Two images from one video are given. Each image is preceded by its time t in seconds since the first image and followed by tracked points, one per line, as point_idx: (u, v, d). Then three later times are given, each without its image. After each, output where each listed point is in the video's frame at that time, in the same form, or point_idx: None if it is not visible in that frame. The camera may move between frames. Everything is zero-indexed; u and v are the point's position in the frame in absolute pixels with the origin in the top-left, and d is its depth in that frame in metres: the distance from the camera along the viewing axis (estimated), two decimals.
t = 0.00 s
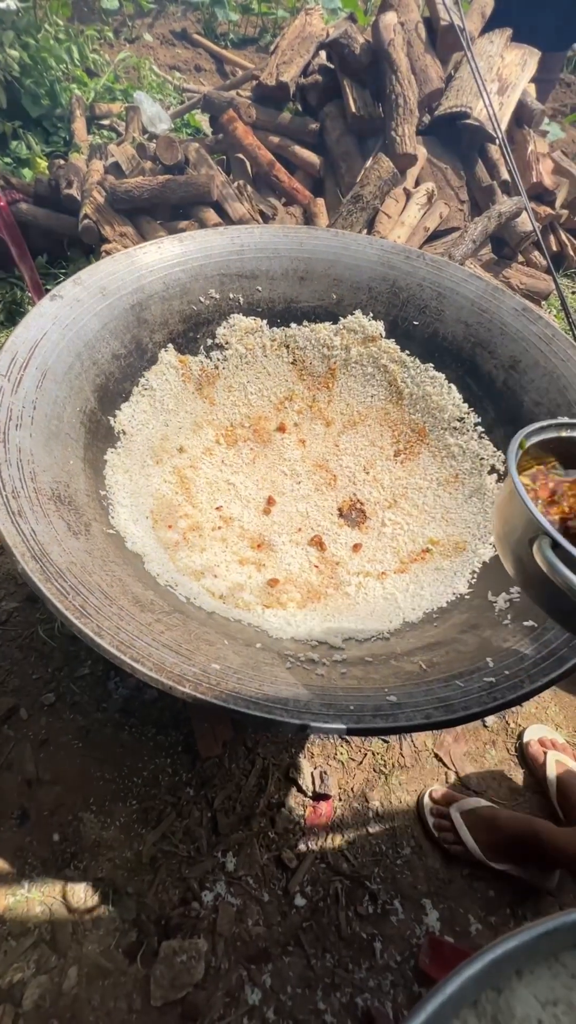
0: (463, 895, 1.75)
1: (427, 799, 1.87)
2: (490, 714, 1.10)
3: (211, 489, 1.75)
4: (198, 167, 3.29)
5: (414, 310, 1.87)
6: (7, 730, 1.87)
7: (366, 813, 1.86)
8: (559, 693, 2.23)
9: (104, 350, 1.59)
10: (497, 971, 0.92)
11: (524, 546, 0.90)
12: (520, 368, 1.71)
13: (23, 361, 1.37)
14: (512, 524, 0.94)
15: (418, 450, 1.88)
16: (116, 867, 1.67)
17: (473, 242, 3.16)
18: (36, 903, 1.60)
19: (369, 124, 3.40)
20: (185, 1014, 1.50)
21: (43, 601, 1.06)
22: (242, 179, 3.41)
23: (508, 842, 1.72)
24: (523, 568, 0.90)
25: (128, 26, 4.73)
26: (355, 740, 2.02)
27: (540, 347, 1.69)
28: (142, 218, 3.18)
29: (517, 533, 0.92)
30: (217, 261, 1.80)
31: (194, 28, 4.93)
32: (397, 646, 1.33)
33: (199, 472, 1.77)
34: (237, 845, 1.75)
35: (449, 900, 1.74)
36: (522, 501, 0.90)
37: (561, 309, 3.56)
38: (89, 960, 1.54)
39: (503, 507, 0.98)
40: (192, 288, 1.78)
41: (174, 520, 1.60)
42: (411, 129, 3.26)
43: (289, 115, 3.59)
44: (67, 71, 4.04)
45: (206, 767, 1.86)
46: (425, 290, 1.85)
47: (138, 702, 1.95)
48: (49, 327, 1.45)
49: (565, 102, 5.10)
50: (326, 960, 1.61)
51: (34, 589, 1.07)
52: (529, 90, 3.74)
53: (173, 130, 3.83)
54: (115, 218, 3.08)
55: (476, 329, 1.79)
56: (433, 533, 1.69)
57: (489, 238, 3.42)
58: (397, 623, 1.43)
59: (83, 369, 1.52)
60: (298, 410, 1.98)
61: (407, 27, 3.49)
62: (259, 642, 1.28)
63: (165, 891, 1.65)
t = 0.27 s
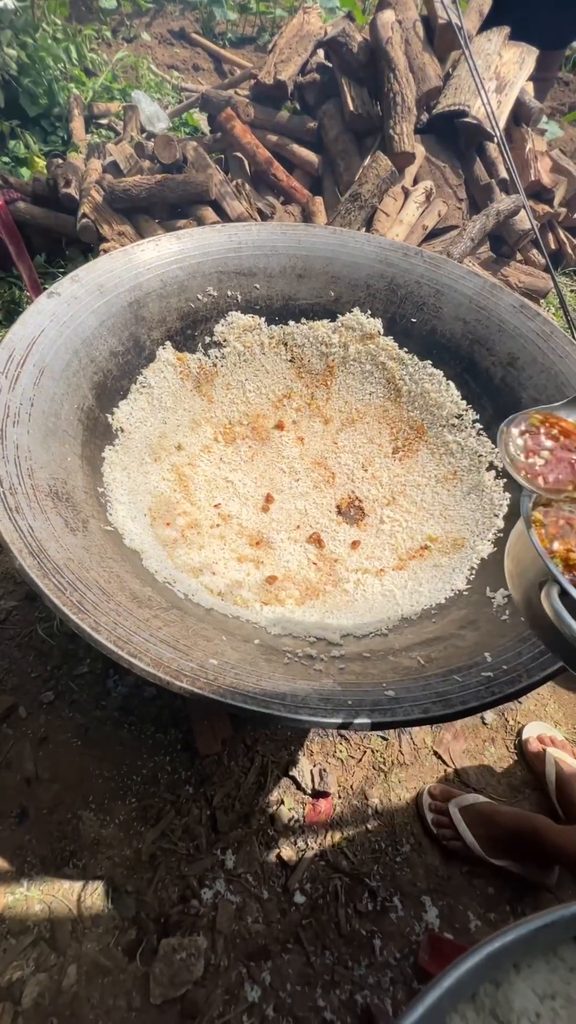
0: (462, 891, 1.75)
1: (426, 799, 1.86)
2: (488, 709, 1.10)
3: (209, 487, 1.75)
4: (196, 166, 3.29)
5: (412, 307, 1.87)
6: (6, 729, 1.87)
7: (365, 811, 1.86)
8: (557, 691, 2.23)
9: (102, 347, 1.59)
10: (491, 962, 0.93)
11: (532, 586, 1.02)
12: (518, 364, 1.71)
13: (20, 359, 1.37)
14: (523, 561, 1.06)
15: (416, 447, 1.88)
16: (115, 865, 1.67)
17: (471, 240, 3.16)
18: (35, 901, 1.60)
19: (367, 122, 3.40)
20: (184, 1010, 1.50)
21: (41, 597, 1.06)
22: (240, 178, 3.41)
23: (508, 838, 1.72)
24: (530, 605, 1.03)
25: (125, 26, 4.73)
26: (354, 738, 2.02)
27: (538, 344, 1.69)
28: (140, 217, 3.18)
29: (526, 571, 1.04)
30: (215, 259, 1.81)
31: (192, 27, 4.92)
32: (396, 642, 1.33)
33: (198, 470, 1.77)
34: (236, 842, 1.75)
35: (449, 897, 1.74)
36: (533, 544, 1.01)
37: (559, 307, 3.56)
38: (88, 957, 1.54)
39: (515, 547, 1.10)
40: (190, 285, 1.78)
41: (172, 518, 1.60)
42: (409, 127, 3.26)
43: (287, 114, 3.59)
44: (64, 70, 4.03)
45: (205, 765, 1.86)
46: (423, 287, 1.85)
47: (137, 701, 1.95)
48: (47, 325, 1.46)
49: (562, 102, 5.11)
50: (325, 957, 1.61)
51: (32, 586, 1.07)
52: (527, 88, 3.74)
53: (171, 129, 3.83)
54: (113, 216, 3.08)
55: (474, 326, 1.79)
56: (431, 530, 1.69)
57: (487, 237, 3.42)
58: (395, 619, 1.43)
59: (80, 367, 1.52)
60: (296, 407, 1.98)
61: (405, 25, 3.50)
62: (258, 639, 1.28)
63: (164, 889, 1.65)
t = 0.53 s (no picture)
0: (462, 890, 1.75)
1: (426, 797, 1.86)
2: (488, 707, 1.10)
3: (209, 486, 1.75)
4: (194, 166, 3.29)
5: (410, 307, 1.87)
6: (6, 729, 1.86)
7: (365, 810, 1.86)
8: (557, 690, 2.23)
9: (101, 347, 1.59)
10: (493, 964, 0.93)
11: (544, 611, 1.01)
12: (517, 364, 1.71)
13: (18, 359, 1.37)
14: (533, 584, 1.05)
15: (415, 446, 1.88)
16: (116, 865, 1.67)
17: (470, 240, 3.17)
18: (35, 901, 1.60)
19: (365, 122, 3.40)
20: (185, 1010, 1.50)
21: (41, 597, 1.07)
22: (239, 178, 3.41)
23: (508, 836, 1.72)
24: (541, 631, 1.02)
25: (123, 26, 4.73)
26: (354, 737, 2.01)
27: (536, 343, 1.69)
28: (138, 217, 3.18)
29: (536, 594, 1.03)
30: (213, 259, 1.81)
31: (191, 28, 4.93)
32: (395, 641, 1.33)
33: (197, 470, 1.76)
34: (237, 842, 1.75)
35: (449, 895, 1.74)
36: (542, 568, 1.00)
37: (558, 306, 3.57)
38: (89, 957, 1.54)
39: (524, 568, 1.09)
40: (189, 285, 1.78)
41: (171, 518, 1.60)
42: (407, 127, 3.26)
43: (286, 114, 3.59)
44: (62, 71, 4.03)
45: (205, 764, 1.85)
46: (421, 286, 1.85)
47: (137, 701, 1.94)
48: (45, 324, 1.46)
49: (560, 102, 5.11)
50: (325, 956, 1.61)
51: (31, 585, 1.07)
52: (525, 88, 3.74)
53: (169, 129, 3.83)
54: (111, 216, 3.08)
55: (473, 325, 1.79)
56: (431, 529, 1.68)
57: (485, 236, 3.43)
58: (395, 618, 1.43)
59: (79, 366, 1.52)
60: (295, 407, 1.98)
61: (403, 25, 3.50)
62: (257, 638, 1.27)
63: (165, 888, 1.65)
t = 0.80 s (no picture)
0: (462, 890, 1.75)
1: (425, 798, 1.85)
2: (487, 708, 1.10)
3: (207, 488, 1.75)
4: (192, 167, 3.29)
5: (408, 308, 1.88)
6: (5, 731, 1.86)
7: (365, 811, 1.86)
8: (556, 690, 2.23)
9: (100, 349, 1.59)
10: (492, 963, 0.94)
11: (537, 629, 0.99)
12: (515, 364, 1.72)
13: (17, 361, 1.37)
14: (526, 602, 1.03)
15: (414, 447, 1.88)
16: (115, 867, 1.67)
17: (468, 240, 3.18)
18: (35, 904, 1.60)
19: (363, 123, 3.40)
20: (185, 1011, 1.50)
21: (40, 599, 1.07)
22: (237, 179, 3.41)
23: (508, 836, 1.72)
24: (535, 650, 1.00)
25: (121, 27, 4.73)
26: (354, 738, 2.02)
27: (534, 344, 1.70)
28: (137, 218, 3.18)
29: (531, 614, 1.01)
30: (212, 260, 1.81)
31: (188, 29, 4.93)
32: (394, 642, 1.33)
33: (196, 471, 1.77)
34: (236, 843, 1.75)
35: (449, 896, 1.74)
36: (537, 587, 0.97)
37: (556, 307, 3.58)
38: (89, 959, 1.54)
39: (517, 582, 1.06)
40: (187, 287, 1.78)
41: (170, 519, 1.60)
42: (405, 128, 3.26)
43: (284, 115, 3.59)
44: (60, 72, 4.04)
45: (205, 765, 1.85)
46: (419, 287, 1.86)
47: (136, 702, 1.94)
48: (44, 326, 1.46)
49: (558, 102, 5.12)
50: (325, 957, 1.61)
51: (30, 588, 1.07)
52: (522, 88, 3.75)
53: (167, 130, 3.83)
54: (110, 217, 3.08)
55: (471, 326, 1.80)
56: (429, 530, 1.68)
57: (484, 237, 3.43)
58: (394, 619, 1.43)
59: (78, 368, 1.52)
60: (293, 408, 1.98)
61: (400, 26, 3.51)
62: (256, 639, 1.28)
63: (165, 889, 1.65)
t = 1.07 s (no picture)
0: (463, 891, 1.75)
1: (425, 799, 1.85)
2: (487, 708, 1.10)
3: (207, 489, 1.75)
4: (190, 168, 3.29)
5: (407, 308, 1.88)
6: (5, 733, 1.86)
7: (366, 812, 1.86)
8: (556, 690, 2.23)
9: (99, 350, 1.59)
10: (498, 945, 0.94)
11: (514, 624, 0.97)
12: (514, 365, 1.71)
13: (16, 362, 1.37)
14: (503, 601, 1.00)
15: (413, 447, 1.88)
16: (116, 868, 1.66)
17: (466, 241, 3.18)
18: (35, 906, 1.60)
19: (361, 123, 3.40)
20: (186, 1013, 1.50)
21: (39, 601, 1.07)
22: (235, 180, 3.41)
23: (509, 836, 1.72)
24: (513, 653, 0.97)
25: (119, 28, 4.74)
26: (354, 738, 2.01)
27: (533, 344, 1.70)
28: (136, 219, 3.17)
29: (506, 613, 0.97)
30: (210, 261, 1.81)
31: (186, 30, 4.93)
32: (394, 642, 1.33)
33: (195, 472, 1.76)
34: (237, 844, 1.75)
35: (450, 896, 1.73)
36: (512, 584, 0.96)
37: (555, 307, 3.58)
38: (89, 961, 1.53)
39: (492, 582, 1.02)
40: (186, 287, 1.78)
41: (169, 520, 1.59)
42: (404, 129, 3.27)
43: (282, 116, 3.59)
44: (58, 74, 4.04)
45: (206, 766, 1.85)
46: (418, 288, 1.86)
47: (136, 703, 1.94)
48: (43, 328, 1.46)
49: (556, 103, 5.12)
50: (326, 958, 1.61)
51: (30, 589, 1.07)
52: (520, 89, 3.75)
53: (166, 131, 3.83)
54: (108, 218, 3.08)
55: (470, 326, 1.80)
56: (429, 530, 1.68)
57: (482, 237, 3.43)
58: (394, 620, 1.43)
59: (77, 369, 1.52)
60: (293, 408, 1.97)
61: (398, 27, 3.51)
62: (256, 640, 1.28)
63: (165, 891, 1.65)
